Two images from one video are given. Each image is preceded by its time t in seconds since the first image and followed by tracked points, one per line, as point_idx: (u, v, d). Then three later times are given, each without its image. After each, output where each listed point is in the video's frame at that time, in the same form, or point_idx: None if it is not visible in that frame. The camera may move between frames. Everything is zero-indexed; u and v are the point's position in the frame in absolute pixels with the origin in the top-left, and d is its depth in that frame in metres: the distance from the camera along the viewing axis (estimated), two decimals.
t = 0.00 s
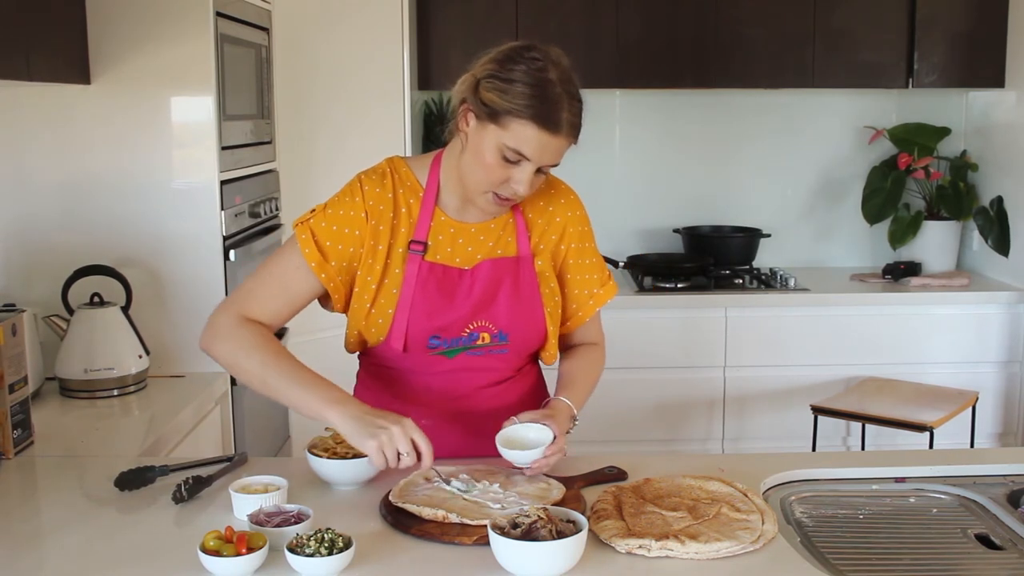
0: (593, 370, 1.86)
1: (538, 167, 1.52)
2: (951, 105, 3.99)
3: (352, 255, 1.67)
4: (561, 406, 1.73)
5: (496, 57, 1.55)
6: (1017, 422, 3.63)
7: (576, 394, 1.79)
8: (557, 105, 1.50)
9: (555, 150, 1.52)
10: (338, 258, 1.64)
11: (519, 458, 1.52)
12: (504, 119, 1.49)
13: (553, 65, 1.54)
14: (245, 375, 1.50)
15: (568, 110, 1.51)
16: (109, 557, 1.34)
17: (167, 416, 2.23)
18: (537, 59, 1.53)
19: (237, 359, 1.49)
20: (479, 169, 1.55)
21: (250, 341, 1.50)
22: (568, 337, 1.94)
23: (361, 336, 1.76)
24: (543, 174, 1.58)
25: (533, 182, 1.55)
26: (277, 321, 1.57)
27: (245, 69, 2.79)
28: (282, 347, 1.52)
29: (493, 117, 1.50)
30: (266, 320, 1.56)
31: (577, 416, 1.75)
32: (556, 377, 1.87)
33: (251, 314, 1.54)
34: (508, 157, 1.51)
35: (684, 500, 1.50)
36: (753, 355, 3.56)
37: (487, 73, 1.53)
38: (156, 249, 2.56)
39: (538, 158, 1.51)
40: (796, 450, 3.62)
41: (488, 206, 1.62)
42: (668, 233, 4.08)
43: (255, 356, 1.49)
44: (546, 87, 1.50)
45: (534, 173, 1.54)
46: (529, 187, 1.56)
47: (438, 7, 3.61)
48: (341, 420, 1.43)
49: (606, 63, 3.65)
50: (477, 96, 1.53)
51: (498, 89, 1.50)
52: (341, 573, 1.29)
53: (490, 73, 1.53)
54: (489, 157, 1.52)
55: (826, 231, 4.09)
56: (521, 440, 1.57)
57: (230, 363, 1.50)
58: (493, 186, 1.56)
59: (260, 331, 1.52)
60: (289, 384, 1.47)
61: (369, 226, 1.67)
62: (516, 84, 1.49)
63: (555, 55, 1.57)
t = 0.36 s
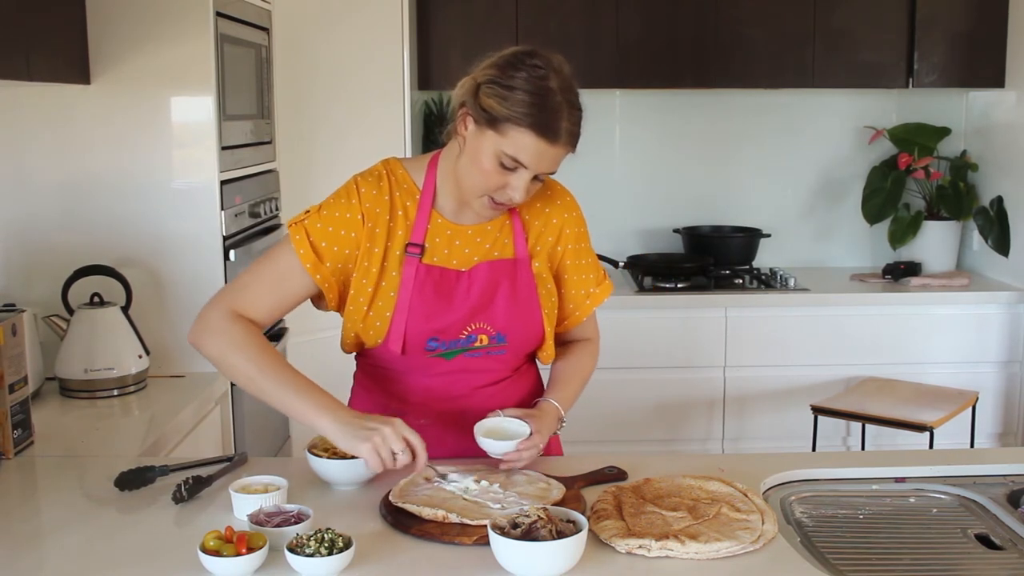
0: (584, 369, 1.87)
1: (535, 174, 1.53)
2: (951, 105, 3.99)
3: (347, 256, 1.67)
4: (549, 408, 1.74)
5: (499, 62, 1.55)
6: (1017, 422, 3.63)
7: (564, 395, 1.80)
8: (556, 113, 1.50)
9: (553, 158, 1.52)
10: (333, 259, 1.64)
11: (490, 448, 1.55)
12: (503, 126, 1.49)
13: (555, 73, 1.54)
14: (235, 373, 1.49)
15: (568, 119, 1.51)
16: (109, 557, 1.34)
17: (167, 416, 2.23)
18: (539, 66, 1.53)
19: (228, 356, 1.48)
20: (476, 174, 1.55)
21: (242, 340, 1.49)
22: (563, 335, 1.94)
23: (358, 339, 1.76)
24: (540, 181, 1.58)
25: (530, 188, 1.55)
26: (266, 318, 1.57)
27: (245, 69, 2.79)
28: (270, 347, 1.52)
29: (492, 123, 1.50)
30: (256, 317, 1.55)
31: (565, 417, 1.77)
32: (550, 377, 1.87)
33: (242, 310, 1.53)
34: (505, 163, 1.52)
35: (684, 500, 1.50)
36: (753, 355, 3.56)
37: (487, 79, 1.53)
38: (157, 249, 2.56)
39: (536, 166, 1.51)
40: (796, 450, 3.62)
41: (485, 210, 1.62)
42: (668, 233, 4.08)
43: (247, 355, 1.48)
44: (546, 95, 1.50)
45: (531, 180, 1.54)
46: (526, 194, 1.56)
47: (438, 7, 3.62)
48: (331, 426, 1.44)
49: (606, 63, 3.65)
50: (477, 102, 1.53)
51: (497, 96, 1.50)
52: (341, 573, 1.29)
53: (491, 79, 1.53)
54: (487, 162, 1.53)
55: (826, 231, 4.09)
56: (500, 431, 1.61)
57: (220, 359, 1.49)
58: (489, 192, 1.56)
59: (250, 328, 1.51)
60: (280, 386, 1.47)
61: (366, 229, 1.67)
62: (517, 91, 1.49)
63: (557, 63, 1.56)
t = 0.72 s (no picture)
0: (582, 367, 1.88)
1: (541, 178, 1.53)
2: (951, 105, 3.99)
3: (348, 256, 1.67)
4: (548, 405, 1.75)
5: (506, 64, 1.55)
6: (1017, 422, 3.63)
7: (562, 393, 1.80)
8: (563, 118, 1.50)
9: (558, 163, 1.53)
10: (332, 258, 1.64)
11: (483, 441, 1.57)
12: (511, 129, 1.49)
13: (562, 78, 1.54)
14: (231, 372, 1.49)
15: (575, 124, 1.52)
16: (109, 557, 1.33)
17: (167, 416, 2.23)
18: (547, 70, 1.53)
19: (224, 354, 1.48)
20: (481, 176, 1.55)
21: (238, 338, 1.49)
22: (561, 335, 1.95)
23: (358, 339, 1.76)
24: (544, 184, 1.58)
25: (534, 192, 1.55)
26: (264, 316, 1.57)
27: (245, 70, 2.79)
28: (266, 347, 1.52)
29: (500, 126, 1.50)
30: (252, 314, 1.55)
31: (563, 416, 1.77)
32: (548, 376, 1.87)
33: (239, 308, 1.53)
34: (511, 166, 1.52)
35: (684, 500, 1.50)
36: (753, 355, 3.56)
37: (495, 81, 1.53)
38: (157, 249, 2.56)
39: (542, 170, 1.51)
40: (796, 450, 3.62)
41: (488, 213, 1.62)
42: (668, 233, 4.08)
43: (243, 355, 1.48)
44: (554, 100, 1.50)
45: (536, 184, 1.54)
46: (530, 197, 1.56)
47: (438, 7, 3.62)
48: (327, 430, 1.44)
49: (606, 63, 3.65)
50: (484, 103, 1.52)
51: (506, 98, 1.49)
52: (341, 573, 1.29)
53: (498, 81, 1.52)
54: (493, 164, 1.52)
55: (826, 230, 4.09)
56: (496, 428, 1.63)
57: (215, 357, 1.49)
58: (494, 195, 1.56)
59: (247, 326, 1.51)
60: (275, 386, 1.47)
61: (367, 230, 1.67)
62: (526, 94, 1.49)
63: (563, 67, 1.56)
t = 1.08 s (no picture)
0: (580, 369, 1.88)
1: (538, 178, 1.53)
2: (951, 105, 3.99)
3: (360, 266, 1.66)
4: (546, 408, 1.75)
5: (502, 65, 1.54)
6: (1017, 422, 3.63)
7: (559, 395, 1.81)
8: (560, 118, 1.50)
9: (556, 162, 1.53)
10: (351, 270, 1.63)
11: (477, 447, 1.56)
12: (509, 129, 1.49)
13: (558, 77, 1.54)
14: (275, 410, 1.43)
15: (572, 123, 1.52)
16: (109, 557, 1.34)
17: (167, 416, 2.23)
18: (543, 70, 1.53)
19: (266, 390, 1.42)
20: (477, 177, 1.55)
21: (279, 369, 1.43)
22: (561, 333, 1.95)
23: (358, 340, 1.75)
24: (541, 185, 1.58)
25: (532, 192, 1.55)
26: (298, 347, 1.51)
27: (245, 70, 2.79)
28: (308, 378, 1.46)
29: (497, 126, 1.50)
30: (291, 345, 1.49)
31: (561, 418, 1.78)
32: (546, 376, 1.88)
33: (274, 342, 1.48)
34: (509, 166, 1.51)
35: (684, 500, 1.50)
36: (753, 355, 3.56)
37: (492, 81, 1.52)
38: (157, 249, 2.56)
39: (540, 169, 1.51)
40: (796, 450, 3.62)
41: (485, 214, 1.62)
42: (668, 233, 4.08)
43: (285, 385, 1.42)
44: (551, 99, 1.50)
45: (534, 184, 1.54)
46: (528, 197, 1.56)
47: (438, 8, 3.62)
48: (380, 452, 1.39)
49: (606, 63, 3.65)
50: (480, 104, 1.52)
51: (503, 98, 1.49)
52: (341, 573, 1.29)
53: (495, 81, 1.52)
54: (491, 165, 1.52)
55: (825, 230, 4.09)
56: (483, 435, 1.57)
57: (259, 395, 1.43)
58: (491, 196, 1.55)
59: (285, 359, 1.46)
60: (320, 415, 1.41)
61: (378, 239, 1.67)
62: (524, 94, 1.49)
63: (559, 66, 1.57)
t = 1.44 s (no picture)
0: (583, 368, 1.88)
1: (544, 188, 1.53)
2: (950, 105, 3.99)
3: (350, 259, 1.66)
4: (550, 406, 1.75)
5: (515, 72, 1.55)
6: (1017, 422, 3.63)
7: (564, 394, 1.80)
8: (571, 129, 1.50)
9: (562, 173, 1.53)
10: (336, 261, 1.64)
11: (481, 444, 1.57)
12: (519, 138, 1.49)
13: (571, 88, 1.54)
14: (226, 366, 1.46)
15: (582, 136, 1.52)
16: (109, 557, 1.34)
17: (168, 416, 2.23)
18: (557, 80, 1.53)
19: (219, 346, 1.45)
20: (484, 183, 1.54)
21: (234, 330, 1.46)
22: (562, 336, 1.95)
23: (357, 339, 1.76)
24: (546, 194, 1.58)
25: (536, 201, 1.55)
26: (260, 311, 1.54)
27: (245, 70, 2.79)
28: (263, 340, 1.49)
29: (508, 134, 1.50)
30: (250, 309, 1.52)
31: (565, 417, 1.77)
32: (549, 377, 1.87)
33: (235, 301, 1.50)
34: (516, 174, 1.51)
35: (684, 500, 1.50)
36: (753, 355, 3.56)
37: (504, 88, 1.52)
38: (157, 249, 2.56)
39: (546, 179, 1.51)
40: (796, 450, 3.62)
41: (488, 220, 1.62)
42: (668, 233, 4.08)
43: (239, 345, 1.45)
44: (563, 110, 1.50)
45: (539, 194, 1.54)
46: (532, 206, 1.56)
47: (438, 8, 3.62)
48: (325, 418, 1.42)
49: (606, 63, 3.65)
50: (492, 110, 1.52)
51: (515, 106, 1.49)
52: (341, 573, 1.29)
53: (508, 89, 1.52)
54: (497, 172, 1.52)
55: (825, 230, 4.09)
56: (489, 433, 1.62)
57: (212, 350, 1.46)
58: (496, 203, 1.56)
59: (243, 319, 1.49)
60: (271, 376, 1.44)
61: (373, 234, 1.67)
62: (535, 102, 1.49)
63: (571, 75, 1.57)
